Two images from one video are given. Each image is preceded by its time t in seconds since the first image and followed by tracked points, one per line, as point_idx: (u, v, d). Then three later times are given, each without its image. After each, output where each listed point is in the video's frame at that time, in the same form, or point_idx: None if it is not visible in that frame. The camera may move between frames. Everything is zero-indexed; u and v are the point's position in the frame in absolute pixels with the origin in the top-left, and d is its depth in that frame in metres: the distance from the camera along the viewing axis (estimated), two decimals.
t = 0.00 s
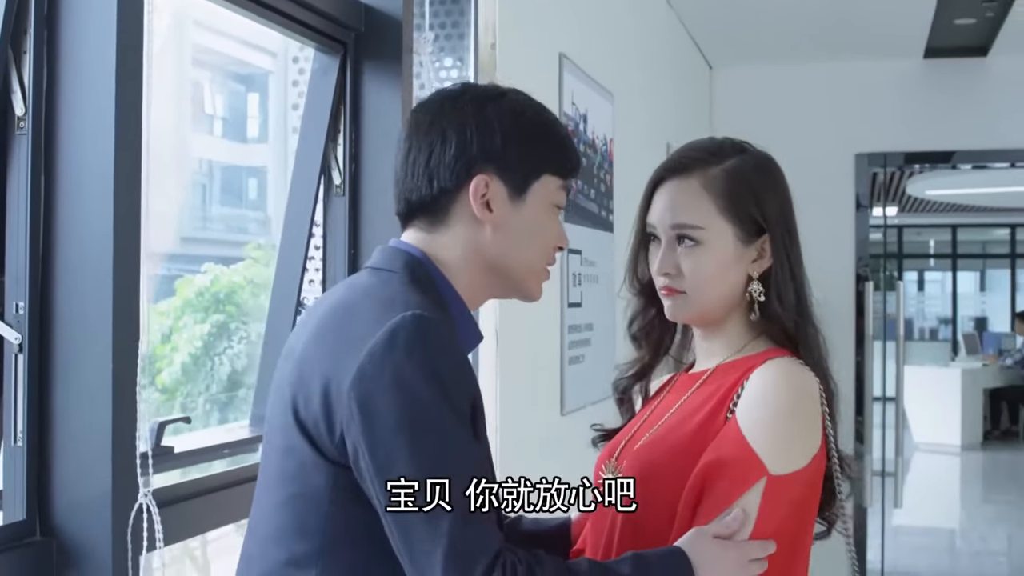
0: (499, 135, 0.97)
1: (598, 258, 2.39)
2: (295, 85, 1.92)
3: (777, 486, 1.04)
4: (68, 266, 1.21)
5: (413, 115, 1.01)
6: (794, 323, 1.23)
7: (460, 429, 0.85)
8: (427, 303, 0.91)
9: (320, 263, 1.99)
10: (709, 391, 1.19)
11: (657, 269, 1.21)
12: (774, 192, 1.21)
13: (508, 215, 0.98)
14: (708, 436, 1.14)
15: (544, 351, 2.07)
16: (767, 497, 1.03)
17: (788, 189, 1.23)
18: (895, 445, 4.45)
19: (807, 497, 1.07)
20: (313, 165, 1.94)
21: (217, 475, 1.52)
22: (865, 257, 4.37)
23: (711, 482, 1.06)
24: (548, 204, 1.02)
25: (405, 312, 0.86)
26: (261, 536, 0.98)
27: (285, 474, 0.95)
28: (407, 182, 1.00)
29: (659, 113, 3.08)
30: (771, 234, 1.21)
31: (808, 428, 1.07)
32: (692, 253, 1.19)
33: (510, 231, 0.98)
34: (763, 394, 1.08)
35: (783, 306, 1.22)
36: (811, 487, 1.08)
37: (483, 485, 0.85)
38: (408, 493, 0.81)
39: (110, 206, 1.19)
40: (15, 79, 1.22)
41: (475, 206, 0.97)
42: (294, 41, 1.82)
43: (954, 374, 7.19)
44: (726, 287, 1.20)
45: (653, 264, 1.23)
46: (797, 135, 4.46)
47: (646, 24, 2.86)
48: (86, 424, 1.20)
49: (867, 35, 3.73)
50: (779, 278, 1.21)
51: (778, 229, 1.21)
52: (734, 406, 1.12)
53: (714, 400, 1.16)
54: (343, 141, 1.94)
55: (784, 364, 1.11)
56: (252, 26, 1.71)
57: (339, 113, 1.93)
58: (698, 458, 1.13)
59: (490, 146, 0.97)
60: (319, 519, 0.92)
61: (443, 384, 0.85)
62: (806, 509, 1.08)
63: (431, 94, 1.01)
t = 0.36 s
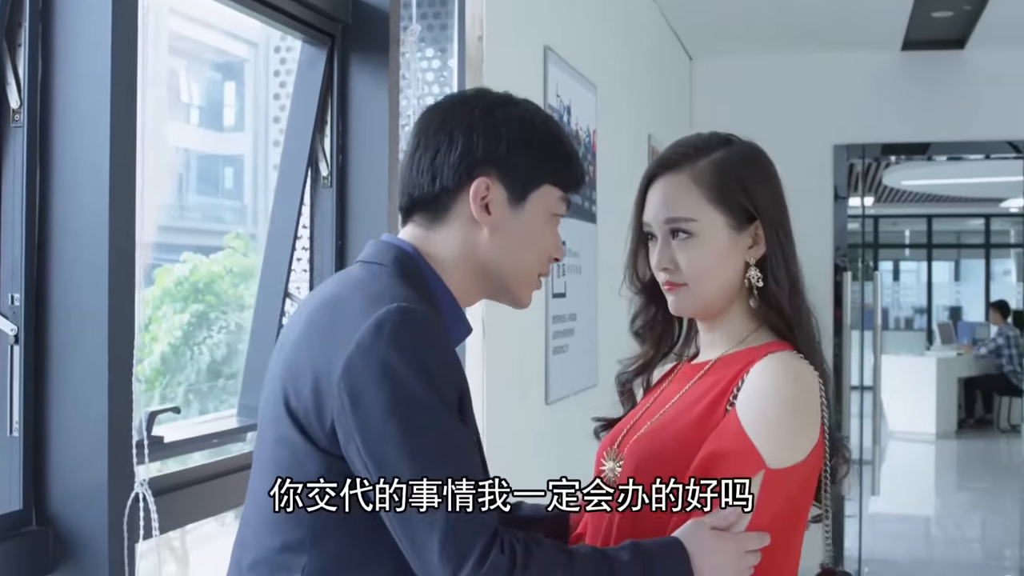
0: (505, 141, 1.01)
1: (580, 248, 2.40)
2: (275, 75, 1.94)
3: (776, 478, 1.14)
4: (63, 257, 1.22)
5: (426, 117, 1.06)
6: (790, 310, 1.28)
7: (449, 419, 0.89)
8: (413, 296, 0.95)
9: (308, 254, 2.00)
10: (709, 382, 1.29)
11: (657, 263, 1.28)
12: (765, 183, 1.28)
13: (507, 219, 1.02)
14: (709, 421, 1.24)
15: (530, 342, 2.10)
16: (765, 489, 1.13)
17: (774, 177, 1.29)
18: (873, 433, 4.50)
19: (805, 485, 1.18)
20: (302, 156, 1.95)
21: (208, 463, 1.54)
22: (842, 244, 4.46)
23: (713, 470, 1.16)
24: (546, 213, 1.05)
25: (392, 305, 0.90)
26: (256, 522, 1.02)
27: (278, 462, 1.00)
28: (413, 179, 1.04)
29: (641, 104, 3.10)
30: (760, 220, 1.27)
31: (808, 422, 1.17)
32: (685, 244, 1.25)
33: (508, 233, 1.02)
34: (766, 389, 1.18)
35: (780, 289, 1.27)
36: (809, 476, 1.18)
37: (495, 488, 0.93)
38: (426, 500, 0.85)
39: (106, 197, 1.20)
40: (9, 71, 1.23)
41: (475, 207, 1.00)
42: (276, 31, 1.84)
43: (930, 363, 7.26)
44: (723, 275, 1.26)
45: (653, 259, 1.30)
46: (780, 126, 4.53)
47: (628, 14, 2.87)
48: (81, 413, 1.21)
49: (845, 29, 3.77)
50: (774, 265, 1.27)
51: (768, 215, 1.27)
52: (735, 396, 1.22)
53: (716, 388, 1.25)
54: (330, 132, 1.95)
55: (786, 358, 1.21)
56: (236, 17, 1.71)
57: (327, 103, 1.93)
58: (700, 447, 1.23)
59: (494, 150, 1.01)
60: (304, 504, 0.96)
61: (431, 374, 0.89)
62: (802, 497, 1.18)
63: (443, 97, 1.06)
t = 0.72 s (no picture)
0: (494, 134, 1.02)
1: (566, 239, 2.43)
2: (258, 65, 1.92)
3: (768, 469, 1.19)
4: (59, 249, 1.23)
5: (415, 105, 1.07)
6: (781, 305, 1.38)
7: (437, 408, 0.93)
8: (403, 289, 0.99)
9: (297, 237, 2.00)
10: (700, 376, 1.35)
11: (654, 260, 1.40)
12: (758, 182, 1.37)
13: (495, 210, 1.04)
14: (702, 409, 1.30)
15: (517, 332, 2.12)
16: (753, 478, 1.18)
17: (766, 174, 1.39)
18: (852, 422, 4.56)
19: (793, 475, 1.23)
20: (290, 148, 1.96)
21: (201, 453, 1.56)
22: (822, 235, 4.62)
23: (706, 457, 1.22)
24: (534, 202, 1.07)
25: (382, 299, 0.94)
26: (255, 513, 1.05)
27: (274, 455, 1.03)
28: (403, 169, 1.05)
29: (625, 95, 3.12)
30: (754, 219, 1.37)
31: (798, 413, 1.22)
32: (680, 242, 1.36)
33: (497, 224, 1.05)
34: (750, 381, 1.23)
35: (772, 289, 1.38)
36: (795, 466, 1.23)
37: (494, 488, 0.98)
38: (426, 500, 0.90)
39: (101, 192, 1.20)
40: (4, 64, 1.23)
41: (463, 200, 1.02)
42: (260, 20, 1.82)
43: (908, 352, 7.33)
44: (716, 271, 1.37)
45: (650, 254, 1.42)
46: (769, 115, 4.70)
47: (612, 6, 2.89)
48: (77, 405, 1.22)
49: (824, 22, 3.81)
50: (765, 261, 1.37)
51: (762, 215, 1.37)
52: (725, 387, 1.28)
53: (709, 377, 1.32)
54: (319, 124, 1.96)
55: (779, 349, 1.26)
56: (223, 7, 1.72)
57: (315, 95, 1.95)
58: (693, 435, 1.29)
59: (483, 143, 1.02)
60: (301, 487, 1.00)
61: (418, 366, 0.93)
62: (791, 485, 1.23)
63: (433, 85, 1.07)
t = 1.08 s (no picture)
0: (496, 138, 1.03)
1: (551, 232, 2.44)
2: (242, 56, 1.97)
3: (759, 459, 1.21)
4: (55, 244, 1.24)
5: (420, 102, 1.08)
6: (769, 291, 1.40)
7: (431, 400, 0.95)
8: (398, 282, 1.01)
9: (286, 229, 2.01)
10: (691, 368, 1.37)
11: (643, 250, 1.41)
12: (742, 172, 1.39)
13: (494, 213, 1.05)
14: (693, 400, 1.32)
15: (505, 323, 2.14)
16: (743, 469, 1.20)
17: (751, 165, 1.41)
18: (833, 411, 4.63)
19: (784, 464, 1.25)
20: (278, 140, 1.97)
21: (194, 443, 1.57)
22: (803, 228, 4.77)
23: (696, 448, 1.24)
24: (534, 206, 1.08)
25: (377, 293, 0.96)
26: (253, 501, 1.07)
27: (271, 444, 1.05)
28: (406, 168, 1.07)
29: (609, 88, 3.15)
30: (739, 206, 1.39)
31: (786, 404, 1.24)
32: (668, 232, 1.38)
33: (493, 226, 1.06)
34: (740, 372, 1.25)
35: (759, 272, 1.40)
36: (785, 455, 1.25)
37: (495, 488, 1.00)
38: (426, 500, 0.92)
39: (97, 186, 1.21)
40: None
41: (463, 201, 1.04)
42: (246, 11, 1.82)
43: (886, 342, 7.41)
44: (704, 262, 1.39)
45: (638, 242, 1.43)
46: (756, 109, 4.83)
47: None
48: (74, 397, 1.23)
49: (805, 15, 3.84)
50: (752, 246, 1.39)
51: (747, 203, 1.39)
52: (717, 377, 1.30)
53: (699, 369, 1.34)
54: (307, 116, 1.97)
55: (769, 340, 1.28)
56: None
57: (303, 87, 1.95)
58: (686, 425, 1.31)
59: (485, 147, 1.03)
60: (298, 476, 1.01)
61: (412, 359, 0.95)
62: (781, 474, 1.25)
63: (438, 83, 1.08)
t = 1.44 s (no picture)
0: (488, 134, 1.05)
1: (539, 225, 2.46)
2: (226, 50, 1.98)
3: (748, 447, 1.23)
4: (51, 242, 1.24)
5: (415, 97, 1.09)
6: (755, 290, 1.43)
7: (423, 392, 0.97)
8: (389, 275, 1.02)
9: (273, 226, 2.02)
10: (680, 359, 1.38)
11: (632, 246, 1.43)
12: (731, 169, 1.41)
13: (485, 209, 1.07)
14: (683, 392, 1.34)
15: (493, 317, 2.16)
16: (732, 459, 1.22)
17: (740, 163, 1.43)
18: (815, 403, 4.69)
19: (771, 453, 1.27)
20: (268, 135, 1.97)
21: (186, 437, 1.58)
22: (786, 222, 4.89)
23: (686, 440, 1.26)
24: (526, 203, 1.10)
25: (368, 286, 0.97)
26: (249, 492, 1.08)
27: (266, 436, 1.05)
28: (400, 161, 1.09)
29: (594, 84, 3.17)
30: (728, 205, 1.41)
31: (773, 393, 1.26)
32: (657, 229, 1.40)
33: (484, 223, 1.08)
34: (729, 363, 1.27)
35: (746, 273, 1.42)
36: (772, 444, 1.27)
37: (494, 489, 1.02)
38: (426, 500, 0.94)
39: (92, 180, 1.22)
40: None
41: (454, 198, 1.06)
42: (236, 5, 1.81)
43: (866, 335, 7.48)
44: (692, 259, 1.41)
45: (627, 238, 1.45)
46: (742, 106, 4.90)
47: None
48: (71, 388, 1.24)
49: (789, 11, 3.87)
50: (740, 245, 1.41)
51: (735, 201, 1.41)
52: (706, 368, 1.32)
53: (688, 362, 1.35)
54: (296, 110, 1.97)
55: (757, 332, 1.30)
56: None
57: (292, 82, 1.96)
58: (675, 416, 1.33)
59: (477, 144, 1.05)
60: (294, 470, 1.02)
61: (402, 351, 0.96)
62: (769, 462, 1.27)
63: (436, 79, 1.09)
